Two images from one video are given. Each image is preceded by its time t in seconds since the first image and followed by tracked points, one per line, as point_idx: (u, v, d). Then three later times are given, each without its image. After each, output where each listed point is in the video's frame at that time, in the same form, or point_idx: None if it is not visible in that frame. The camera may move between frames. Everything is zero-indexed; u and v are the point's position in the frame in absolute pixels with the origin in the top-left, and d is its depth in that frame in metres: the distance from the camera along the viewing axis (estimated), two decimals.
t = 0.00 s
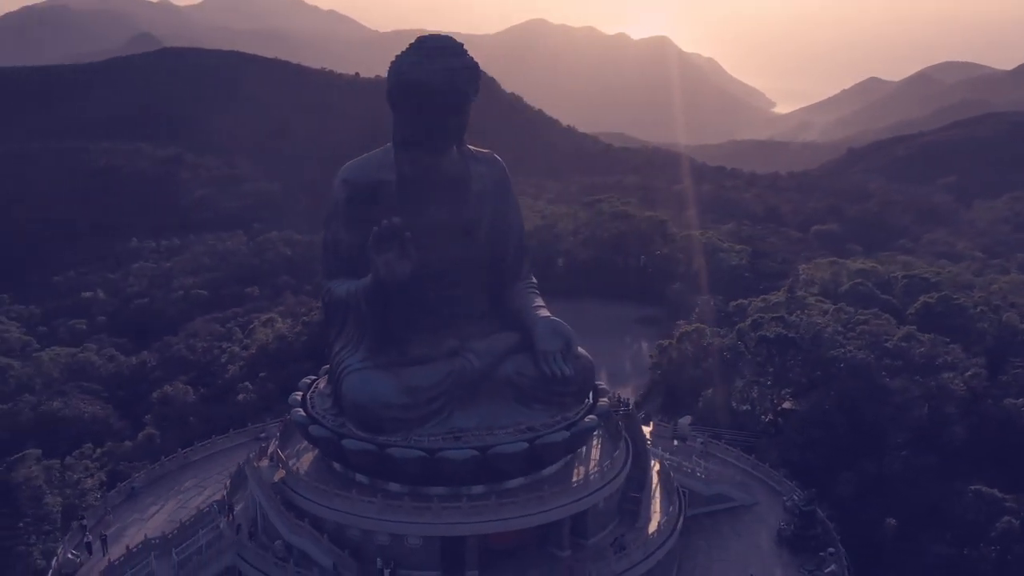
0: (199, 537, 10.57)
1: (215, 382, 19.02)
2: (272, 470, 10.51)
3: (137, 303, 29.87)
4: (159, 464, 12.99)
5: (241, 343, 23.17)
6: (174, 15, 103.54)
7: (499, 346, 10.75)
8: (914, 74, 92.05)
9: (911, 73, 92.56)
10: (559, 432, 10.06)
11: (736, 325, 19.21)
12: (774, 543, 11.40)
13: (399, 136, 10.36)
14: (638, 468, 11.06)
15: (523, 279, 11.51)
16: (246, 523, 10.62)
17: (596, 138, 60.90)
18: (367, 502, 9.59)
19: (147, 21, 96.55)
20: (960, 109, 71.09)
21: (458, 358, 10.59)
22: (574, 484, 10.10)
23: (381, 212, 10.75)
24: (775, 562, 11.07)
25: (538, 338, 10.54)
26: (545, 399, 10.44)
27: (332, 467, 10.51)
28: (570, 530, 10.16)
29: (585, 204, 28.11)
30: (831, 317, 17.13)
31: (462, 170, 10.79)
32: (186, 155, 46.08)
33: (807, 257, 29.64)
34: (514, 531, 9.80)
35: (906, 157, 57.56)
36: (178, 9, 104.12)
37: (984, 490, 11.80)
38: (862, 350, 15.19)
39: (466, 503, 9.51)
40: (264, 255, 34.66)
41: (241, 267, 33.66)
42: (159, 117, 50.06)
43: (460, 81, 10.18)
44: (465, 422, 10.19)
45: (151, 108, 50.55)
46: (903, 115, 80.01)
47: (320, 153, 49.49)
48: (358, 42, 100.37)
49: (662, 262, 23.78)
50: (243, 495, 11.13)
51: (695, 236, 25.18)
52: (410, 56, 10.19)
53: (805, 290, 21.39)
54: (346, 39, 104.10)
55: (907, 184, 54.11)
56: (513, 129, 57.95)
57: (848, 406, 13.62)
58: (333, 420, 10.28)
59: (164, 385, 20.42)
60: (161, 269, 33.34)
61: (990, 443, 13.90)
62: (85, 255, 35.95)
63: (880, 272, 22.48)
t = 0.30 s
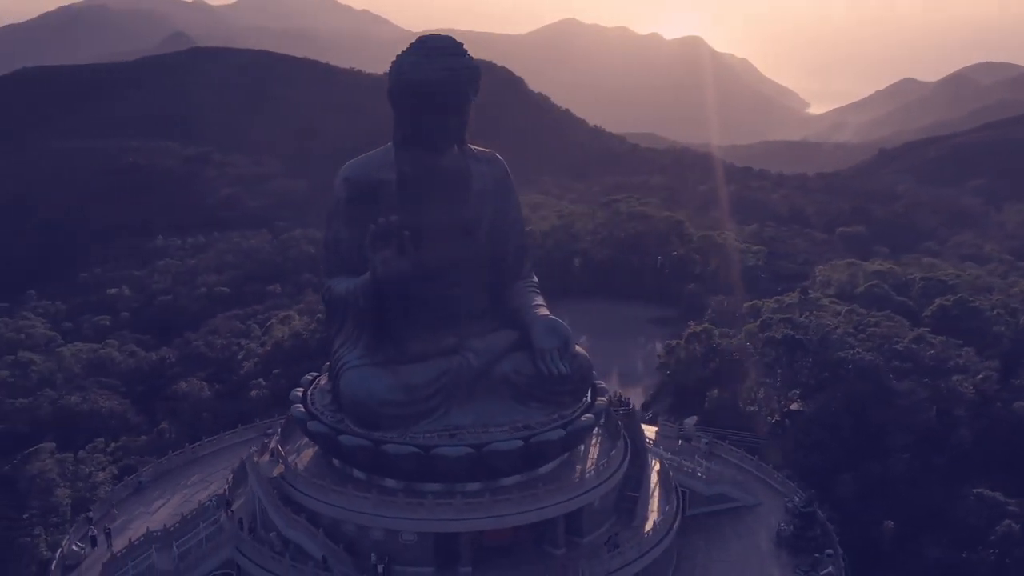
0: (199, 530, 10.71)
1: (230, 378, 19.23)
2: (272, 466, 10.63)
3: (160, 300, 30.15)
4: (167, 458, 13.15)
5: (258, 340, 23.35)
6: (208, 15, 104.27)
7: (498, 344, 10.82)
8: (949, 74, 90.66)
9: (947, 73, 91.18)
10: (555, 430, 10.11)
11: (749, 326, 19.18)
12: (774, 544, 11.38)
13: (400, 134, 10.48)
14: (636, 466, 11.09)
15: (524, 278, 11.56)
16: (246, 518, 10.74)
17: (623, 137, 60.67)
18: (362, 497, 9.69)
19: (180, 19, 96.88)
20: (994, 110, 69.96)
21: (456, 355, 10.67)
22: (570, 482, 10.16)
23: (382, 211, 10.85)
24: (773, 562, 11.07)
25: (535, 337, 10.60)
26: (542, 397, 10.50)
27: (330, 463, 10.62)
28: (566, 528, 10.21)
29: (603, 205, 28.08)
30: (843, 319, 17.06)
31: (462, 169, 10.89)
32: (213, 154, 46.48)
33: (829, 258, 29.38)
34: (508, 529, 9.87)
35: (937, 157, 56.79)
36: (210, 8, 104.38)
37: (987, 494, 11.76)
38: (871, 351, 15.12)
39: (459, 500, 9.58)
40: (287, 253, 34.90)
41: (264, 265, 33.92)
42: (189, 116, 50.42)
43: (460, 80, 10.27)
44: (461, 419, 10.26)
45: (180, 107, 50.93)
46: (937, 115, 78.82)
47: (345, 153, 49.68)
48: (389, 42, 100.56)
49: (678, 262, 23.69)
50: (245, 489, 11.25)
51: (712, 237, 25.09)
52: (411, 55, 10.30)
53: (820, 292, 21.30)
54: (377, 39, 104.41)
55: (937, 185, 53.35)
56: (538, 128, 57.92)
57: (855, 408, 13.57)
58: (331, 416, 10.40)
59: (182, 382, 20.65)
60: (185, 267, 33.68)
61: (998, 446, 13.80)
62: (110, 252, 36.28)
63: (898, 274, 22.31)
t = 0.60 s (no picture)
0: (200, 523, 10.85)
1: (247, 374, 19.43)
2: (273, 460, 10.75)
3: (185, 297, 30.47)
4: (175, 452, 13.30)
5: (277, 337, 23.58)
6: (245, 15, 105.16)
7: (497, 342, 10.89)
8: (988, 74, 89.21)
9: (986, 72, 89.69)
10: (551, 428, 10.17)
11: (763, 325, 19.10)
12: (773, 544, 11.35)
13: (402, 132, 10.57)
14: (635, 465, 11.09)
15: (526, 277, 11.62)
16: (247, 512, 10.87)
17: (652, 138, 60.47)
18: (358, 492, 9.79)
19: (217, 19, 97.74)
20: None
21: (455, 353, 10.75)
22: (566, 479, 10.20)
23: (383, 209, 10.93)
24: (772, 562, 11.05)
25: (534, 335, 10.66)
26: (540, 395, 10.55)
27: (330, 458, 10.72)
28: (562, 526, 10.24)
29: (622, 206, 28.11)
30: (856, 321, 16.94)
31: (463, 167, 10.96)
32: (242, 153, 46.85)
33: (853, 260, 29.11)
34: (503, 526, 9.93)
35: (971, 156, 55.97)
36: (247, 7, 105.18)
37: (990, 497, 11.68)
38: (882, 353, 15.02)
39: (454, 497, 9.65)
40: (311, 252, 35.10)
41: (288, 263, 34.16)
42: (220, 116, 50.89)
43: (460, 80, 10.34)
44: (458, 416, 10.34)
45: (212, 108, 51.43)
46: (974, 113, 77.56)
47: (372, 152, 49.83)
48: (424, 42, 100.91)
49: (696, 263, 23.64)
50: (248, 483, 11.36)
51: (731, 237, 25.03)
52: (412, 54, 10.38)
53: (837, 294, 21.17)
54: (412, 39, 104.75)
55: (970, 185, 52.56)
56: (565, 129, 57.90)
57: (863, 409, 13.49)
58: (331, 412, 10.51)
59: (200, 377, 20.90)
60: (211, 264, 34.01)
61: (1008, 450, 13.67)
62: (139, 248, 36.69)
63: (916, 276, 22.14)
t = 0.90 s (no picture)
0: (202, 517, 10.97)
1: (263, 370, 19.63)
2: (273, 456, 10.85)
3: (209, 294, 30.75)
4: (183, 447, 13.43)
5: (295, 334, 23.78)
6: (280, 14, 105.79)
7: (496, 341, 10.95)
8: None
9: None
10: (547, 426, 10.21)
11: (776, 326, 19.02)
12: (773, 545, 11.31)
13: (402, 131, 10.67)
14: (635, 463, 11.12)
15: (527, 277, 11.69)
16: (248, 507, 11.00)
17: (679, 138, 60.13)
18: (354, 488, 9.90)
19: (251, 19, 98.53)
20: None
21: (454, 351, 10.83)
22: (562, 478, 10.24)
23: (383, 207, 11.02)
24: (769, 562, 11.03)
25: (532, 333, 10.71)
26: (537, 394, 10.60)
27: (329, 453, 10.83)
28: (558, 524, 10.28)
29: (641, 206, 28.14)
30: (868, 323, 16.84)
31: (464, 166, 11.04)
32: (269, 151, 47.18)
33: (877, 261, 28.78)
34: (499, 522, 9.99)
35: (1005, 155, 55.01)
36: (282, 7, 105.86)
37: (992, 500, 11.66)
38: (891, 355, 14.95)
39: (448, 493, 9.72)
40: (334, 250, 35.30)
41: (311, 262, 34.39)
42: (248, 116, 51.22)
43: (460, 79, 10.42)
44: (456, 413, 10.41)
45: (241, 108, 51.81)
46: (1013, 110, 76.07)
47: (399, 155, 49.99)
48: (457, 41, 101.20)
49: (713, 263, 23.58)
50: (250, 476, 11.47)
51: (750, 238, 24.95)
52: (413, 53, 10.48)
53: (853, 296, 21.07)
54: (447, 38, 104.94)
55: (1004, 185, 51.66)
56: (589, 130, 57.87)
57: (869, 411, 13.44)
58: (330, 408, 10.62)
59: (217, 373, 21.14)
60: (235, 262, 34.31)
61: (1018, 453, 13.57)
62: (165, 245, 37.03)
63: (935, 278, 21.96)
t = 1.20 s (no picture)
0: (204, 510, 11.11)
1: (279, 367, 19.81)
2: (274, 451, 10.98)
3: (232, 292, 31.02)
4: (191, 442, 13.59)
5: (313, 332, 23.92)
6: (315, 14, 106.30)
7: (495, 339, 11.03)
8: None
9: None
10: (543, 424, 10.27)
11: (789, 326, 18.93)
12: (772, 545, 11.26)
13: (404, 130, 10.75)
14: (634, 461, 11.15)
15: (529, 276, 11.76)
16: (249, 500, 11.14)
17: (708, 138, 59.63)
18: (351, 483, 10.00)
19: (285, 19, 98.91)
20: None
21: (454, 348, 10.91)
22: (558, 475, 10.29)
23: (385, 205, 11.11)
24: (767, 561, 11.00)
25: (531, 332, 10.78)
26: (535, 391, 10.66)
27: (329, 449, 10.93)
28: (553, 521, 10.34)
29: (661, 207, 28.09)
30: (880, 325, 16.72)
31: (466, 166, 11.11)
32: (296, 150, 47.41)
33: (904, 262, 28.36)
34: (495, 520, 10.07)
35: None
36: (315, 7, 106.11)
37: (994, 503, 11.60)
38: (901, 357, 14.86)
39: (443, 489, 9.80)
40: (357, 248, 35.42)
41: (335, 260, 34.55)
42: (275, 114, 51.39)
43: (461, 79, 10.48)
44: (453, 410, 10.50)
45: (269, 107, 51.97)
46: None
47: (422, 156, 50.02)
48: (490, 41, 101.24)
49: (731, 263, 23.49)
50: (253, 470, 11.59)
51: (769, 239, 24.84)
52: (415, 52, 10.55)
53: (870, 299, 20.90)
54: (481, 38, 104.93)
55: None
56: (616, 130, 57.69)
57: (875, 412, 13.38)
58: (330, 404, 10.74)
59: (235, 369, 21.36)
60: (260, 259, 34.56)
61: None
62: (191, 242, 37.31)
63: (954, 280, 21.72)
